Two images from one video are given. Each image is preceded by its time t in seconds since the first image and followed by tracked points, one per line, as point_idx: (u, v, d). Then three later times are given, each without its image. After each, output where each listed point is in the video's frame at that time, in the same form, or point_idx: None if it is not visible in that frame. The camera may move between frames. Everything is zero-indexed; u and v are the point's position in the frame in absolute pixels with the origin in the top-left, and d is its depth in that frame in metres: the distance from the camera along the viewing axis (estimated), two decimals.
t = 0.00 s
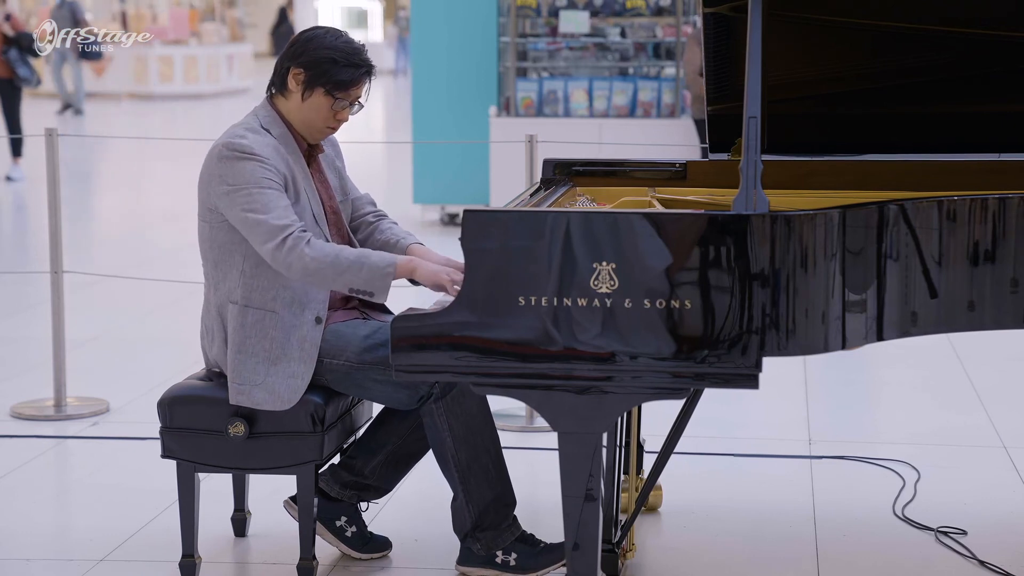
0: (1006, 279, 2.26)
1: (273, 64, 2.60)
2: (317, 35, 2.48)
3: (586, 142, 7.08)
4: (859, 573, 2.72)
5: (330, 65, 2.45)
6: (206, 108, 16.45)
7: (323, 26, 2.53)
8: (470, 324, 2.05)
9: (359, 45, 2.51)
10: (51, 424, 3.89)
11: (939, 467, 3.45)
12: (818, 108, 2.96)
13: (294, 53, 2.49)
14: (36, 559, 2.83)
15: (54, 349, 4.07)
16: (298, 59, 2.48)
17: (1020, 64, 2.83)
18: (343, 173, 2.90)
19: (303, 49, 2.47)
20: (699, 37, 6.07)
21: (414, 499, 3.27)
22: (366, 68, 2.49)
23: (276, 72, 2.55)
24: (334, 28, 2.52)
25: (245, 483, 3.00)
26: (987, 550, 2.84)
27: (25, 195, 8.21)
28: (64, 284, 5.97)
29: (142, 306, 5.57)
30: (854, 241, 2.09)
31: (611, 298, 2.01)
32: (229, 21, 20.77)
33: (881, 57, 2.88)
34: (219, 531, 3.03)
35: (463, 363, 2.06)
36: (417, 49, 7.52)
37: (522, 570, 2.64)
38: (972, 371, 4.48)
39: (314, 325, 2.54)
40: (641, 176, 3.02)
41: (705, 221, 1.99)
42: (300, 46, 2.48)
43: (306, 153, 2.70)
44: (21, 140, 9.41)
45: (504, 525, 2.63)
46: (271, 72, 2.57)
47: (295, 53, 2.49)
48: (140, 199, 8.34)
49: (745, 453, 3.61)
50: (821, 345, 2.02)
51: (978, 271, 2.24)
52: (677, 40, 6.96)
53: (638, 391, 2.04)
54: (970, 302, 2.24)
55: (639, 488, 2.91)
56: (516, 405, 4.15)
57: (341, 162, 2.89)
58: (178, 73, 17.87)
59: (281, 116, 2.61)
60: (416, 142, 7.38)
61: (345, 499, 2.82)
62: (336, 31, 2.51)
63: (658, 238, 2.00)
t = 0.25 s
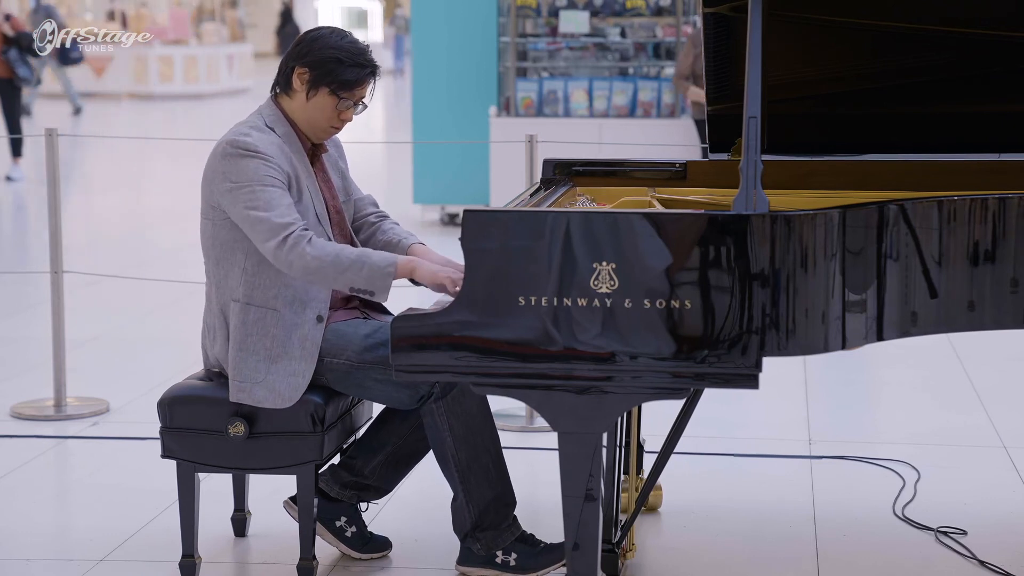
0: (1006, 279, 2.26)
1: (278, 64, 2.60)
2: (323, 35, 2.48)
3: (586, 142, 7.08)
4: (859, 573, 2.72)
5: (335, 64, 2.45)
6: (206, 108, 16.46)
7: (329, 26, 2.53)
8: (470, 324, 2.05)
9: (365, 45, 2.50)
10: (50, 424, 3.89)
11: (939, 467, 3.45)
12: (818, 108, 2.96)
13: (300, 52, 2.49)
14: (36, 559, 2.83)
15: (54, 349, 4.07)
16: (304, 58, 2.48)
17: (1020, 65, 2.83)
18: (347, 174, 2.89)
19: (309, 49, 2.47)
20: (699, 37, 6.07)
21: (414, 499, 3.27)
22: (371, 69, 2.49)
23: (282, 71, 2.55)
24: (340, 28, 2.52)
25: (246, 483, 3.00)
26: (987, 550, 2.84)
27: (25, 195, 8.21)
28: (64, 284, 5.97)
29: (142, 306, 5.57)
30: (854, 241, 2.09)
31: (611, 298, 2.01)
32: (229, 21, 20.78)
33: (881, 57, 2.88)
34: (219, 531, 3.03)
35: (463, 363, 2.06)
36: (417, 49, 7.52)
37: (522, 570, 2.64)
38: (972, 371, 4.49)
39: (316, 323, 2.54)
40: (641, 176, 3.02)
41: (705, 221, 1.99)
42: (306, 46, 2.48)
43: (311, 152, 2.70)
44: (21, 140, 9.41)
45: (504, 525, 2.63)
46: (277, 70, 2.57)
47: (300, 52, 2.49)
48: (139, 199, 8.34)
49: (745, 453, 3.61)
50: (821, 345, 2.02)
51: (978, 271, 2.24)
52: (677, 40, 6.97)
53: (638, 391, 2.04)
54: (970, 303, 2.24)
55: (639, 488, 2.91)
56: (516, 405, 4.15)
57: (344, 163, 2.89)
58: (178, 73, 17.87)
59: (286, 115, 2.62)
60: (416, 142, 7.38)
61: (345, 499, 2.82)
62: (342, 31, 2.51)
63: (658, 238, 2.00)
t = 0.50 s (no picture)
0: (1006, 279, 2.26)
1: (279, 63, 2.60)
2: (324, 36, 2.48)
3: (586, 142, 7.08)
4: (859, 573, 2.72)
5: (337, 65, 2.45)
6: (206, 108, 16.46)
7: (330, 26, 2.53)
8: (470, 324, 2.05)
9: (366, 46, 2.50)
10: (50, 424, 3.89)
11: (939, 467, 3.45)
12: (818, 108, 2.96)
13: (301, 52, 2.49)
14: (36, 559, 2.83)
15: (54, 349, 4.07)
16: (305, 59, 2.48)
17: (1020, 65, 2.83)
18: (344, 176, 2.90)
19: (310, 49, 2.47)
20: (699, 37, 6.08)
21: (414, 499, 3.27)
22: (373, 70, 2.49)
23: (283, 71, 2.55)
24: (341, 29, 2.52)
25: (246, 483, 3.00)
26: (987, 550, 2.84)
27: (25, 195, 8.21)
28: (64, 284, 5.97)
29: (142, 306, 5.57)
30: (854, 241, 2.09)
31: (611, 298, 2.01)
32: (229, 21, 20.78)
33: (881, 57, 2.88)
34: (219, 531, 3.03)
35: (463, 363, 2.06)
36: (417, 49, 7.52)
37: (522, 570, 2.64)
38: (972, 371, 4.49)
39: (317, 322, 2.54)
40: (641, 176, 3.02)
41: (705, 221, 1.99)
42: (307, 46, 2.48)
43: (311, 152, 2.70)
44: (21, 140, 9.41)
45: (504, 525, 2.63)
46: (278, 70, 2.57)
47: (302, 53, 2.49)
48: (140, 199, 8.34)
49: (745, 453, 3.61)
50: (821, 345, 2.02)
51: (978, 271, 2.24)
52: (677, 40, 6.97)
53: (638, 391, 2.04)
54: (970, 303, 2.24)
55: (639, 488, 2.91)
56: (516, 405, 4.15)
57: (342, 165, 2.90)
58: (179, 73, 17.86)
59: (287, 115, 2.61)
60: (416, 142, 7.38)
61: (345, 499, 2.82)
62: (343, 31, 2.51)
63: (658, 238, 2.00)
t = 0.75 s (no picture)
0: (1006, 279, 2.26)
1: (277, 64, 2.60)
2: (322, 36, 2.48)
3: (586, 142, 7.08)
4: (859, 573, 2.72)
5: (336, 65, 2.45)
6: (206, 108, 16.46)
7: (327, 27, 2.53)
8: (470, 324, 2.05)
9: (364, 47, 2.51)
10: (51, 424, 3.89)
11: (939, 467, 3.45)
12: (818, 108, 2.96)
13: (299, 53, 2.49)
14: (36, 559, 2.83)
15: (54, 349, 4.07)
16: (303, 59, 2.48)
17: (1020, 65, 2.83)
18: (342, 177, 2.90)
19: (308, 49, 2.47)
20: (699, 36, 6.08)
21: (413, 499, 3.27)
22: (371, 70, 2.49)
23: (280, 71, 2.55)
24: (339, 30, 2.52)
25: (246, 483, 3.00)
26: (987, 550, 2.84)
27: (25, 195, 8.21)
28: (64, 284, 5.97)
29: (141, 306, 5.57)
30: (854, 241, 2.09)
31: (611, 298, 2.01)
32: (229, 21, 20.78)
33: (880, 58, 2.88)
34: (219, 531, 3.03)
35: (463, 363, 2.06)
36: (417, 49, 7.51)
37: (522, 570, 2.64)
38: (972, 371, 4.49)
39: (317, 321, 2.55)
40: (641, 176, 3.02)
41: (705, 221, 1.99)
42: (305, 46, 2.48)
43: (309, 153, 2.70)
44: (21, 140, 9.41)
45: (504, 525, 2.63)
46: (275, 70, 2.57)
47: (300, 53, 2.49)
48: (140, 199, 8.34)
49: (745, 453, 3.61)
50: (821, 345, 2.02)
51: (978, 271, 2.25)
52: (677, 40, 6.98)
53: (638, 391, 2.04)
54: (970, 303, 2.24)
55: (639, 488, 2.91)
56: (516, 405, 4.15)
57: (339, 166, 2.89)
58: (179, 73, 17.86)
59: (285, 115, 2.61)
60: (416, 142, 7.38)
61: (345, 499, 2.82)
62: (340, 31, 2.51)
63: (658, 238, 2.00)
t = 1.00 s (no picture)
0: (1006, 279, 2.26)
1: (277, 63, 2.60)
2: (323, 36, 2.48)
3: (586, 142, 7.08)
4: (858, 573, 2.72)
5: (335, 66, 2.45)
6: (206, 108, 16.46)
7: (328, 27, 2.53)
8: (470, 324, 2.05)
9: (364, 47, 2.51)
10: (51, 424, 3.89)
11: (939, 467, 3.45)
12: (818, 108, 2.96)
13: (299, 52, 2.49)
14: (36, 559, 2.83)
15: (54, 349, 4.07)
16: (303, 59, 2.48)
17: (1020, 65, 2.83)
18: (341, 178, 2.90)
19: (309, 49, 2.47)
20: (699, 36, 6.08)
21: (413, 499, 3.27)
22: (370, 70, 2.49)
23: (280, 71, 2.55)
24: (339, 30, 2.52)
25: (246, 483, 3.00)
26: (987, 550, 2.84)
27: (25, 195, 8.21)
28: (64, 284, 5.97)
29: (141, 306, 5.57)
30: (854, 241, 2.09)
31: (611, 298, 2.01)
32: (229, 21, 20.78)
33: (880, 58, 2.88)
34: (219, 531, 3.03)
35: (463, 363, 2.06)
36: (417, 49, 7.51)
37: (522, 570, 2.64)
38: (972, 371, 4.49)
39: (318, 321, 2.55)
40: (641, 176, 3.02)
41: (705, 221, 1.99)
42: (305, 46, 2.48)
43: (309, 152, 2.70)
44: (21, 140, 9.41)
45: (504, 525, 2.63)
46: (275, 70, 2.57)
47: (300, 52, 2.49)
48: (139, 199, 8.34)
49: (745, 453, 3.61)
50: (821, 345, 2.02)
51: (978, 271, 2.24)
52: (677, 40, 6.98)
53: (638, 391, 2.04)
54: (970, 303, 2.24)
55: (639, 488, 2.91)
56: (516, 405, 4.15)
57: (338, 167, 2.89)
58: (178, 73, 17.86)
59: (285, 114, 2.61)
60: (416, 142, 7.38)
61: (345, 499, 2.81)
62: (341, 32, 2.51)
63: (658, 238, 2.00)
